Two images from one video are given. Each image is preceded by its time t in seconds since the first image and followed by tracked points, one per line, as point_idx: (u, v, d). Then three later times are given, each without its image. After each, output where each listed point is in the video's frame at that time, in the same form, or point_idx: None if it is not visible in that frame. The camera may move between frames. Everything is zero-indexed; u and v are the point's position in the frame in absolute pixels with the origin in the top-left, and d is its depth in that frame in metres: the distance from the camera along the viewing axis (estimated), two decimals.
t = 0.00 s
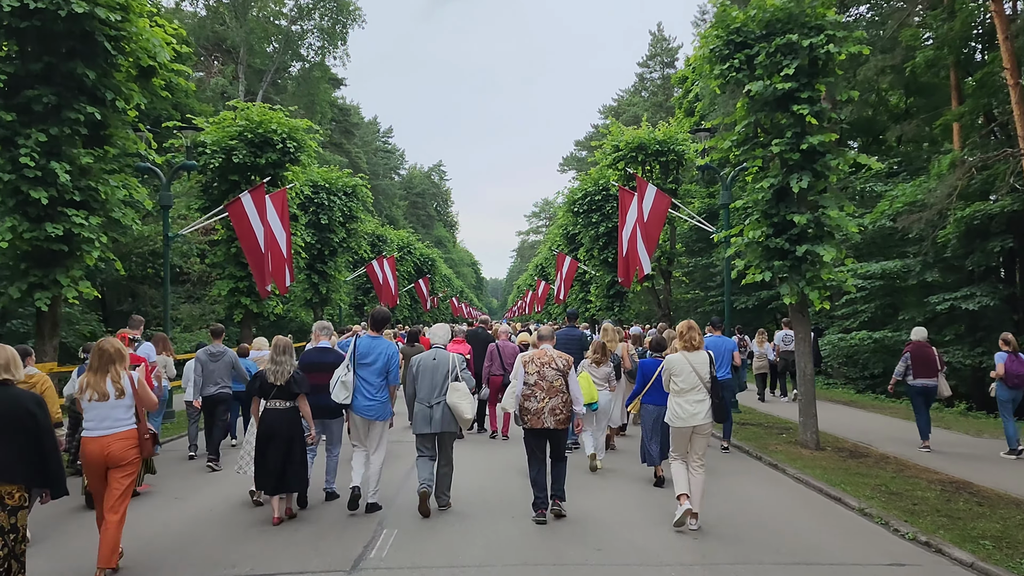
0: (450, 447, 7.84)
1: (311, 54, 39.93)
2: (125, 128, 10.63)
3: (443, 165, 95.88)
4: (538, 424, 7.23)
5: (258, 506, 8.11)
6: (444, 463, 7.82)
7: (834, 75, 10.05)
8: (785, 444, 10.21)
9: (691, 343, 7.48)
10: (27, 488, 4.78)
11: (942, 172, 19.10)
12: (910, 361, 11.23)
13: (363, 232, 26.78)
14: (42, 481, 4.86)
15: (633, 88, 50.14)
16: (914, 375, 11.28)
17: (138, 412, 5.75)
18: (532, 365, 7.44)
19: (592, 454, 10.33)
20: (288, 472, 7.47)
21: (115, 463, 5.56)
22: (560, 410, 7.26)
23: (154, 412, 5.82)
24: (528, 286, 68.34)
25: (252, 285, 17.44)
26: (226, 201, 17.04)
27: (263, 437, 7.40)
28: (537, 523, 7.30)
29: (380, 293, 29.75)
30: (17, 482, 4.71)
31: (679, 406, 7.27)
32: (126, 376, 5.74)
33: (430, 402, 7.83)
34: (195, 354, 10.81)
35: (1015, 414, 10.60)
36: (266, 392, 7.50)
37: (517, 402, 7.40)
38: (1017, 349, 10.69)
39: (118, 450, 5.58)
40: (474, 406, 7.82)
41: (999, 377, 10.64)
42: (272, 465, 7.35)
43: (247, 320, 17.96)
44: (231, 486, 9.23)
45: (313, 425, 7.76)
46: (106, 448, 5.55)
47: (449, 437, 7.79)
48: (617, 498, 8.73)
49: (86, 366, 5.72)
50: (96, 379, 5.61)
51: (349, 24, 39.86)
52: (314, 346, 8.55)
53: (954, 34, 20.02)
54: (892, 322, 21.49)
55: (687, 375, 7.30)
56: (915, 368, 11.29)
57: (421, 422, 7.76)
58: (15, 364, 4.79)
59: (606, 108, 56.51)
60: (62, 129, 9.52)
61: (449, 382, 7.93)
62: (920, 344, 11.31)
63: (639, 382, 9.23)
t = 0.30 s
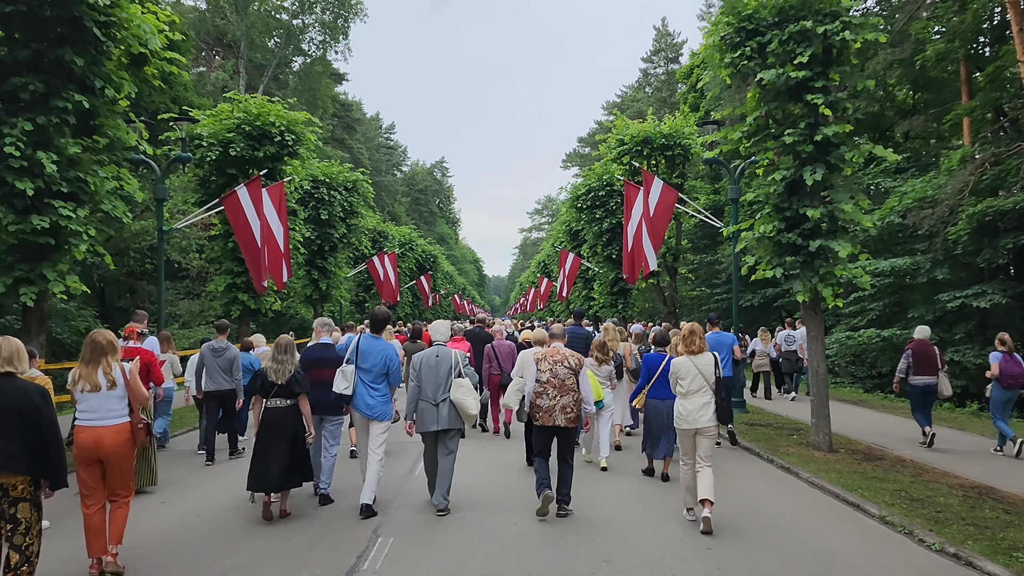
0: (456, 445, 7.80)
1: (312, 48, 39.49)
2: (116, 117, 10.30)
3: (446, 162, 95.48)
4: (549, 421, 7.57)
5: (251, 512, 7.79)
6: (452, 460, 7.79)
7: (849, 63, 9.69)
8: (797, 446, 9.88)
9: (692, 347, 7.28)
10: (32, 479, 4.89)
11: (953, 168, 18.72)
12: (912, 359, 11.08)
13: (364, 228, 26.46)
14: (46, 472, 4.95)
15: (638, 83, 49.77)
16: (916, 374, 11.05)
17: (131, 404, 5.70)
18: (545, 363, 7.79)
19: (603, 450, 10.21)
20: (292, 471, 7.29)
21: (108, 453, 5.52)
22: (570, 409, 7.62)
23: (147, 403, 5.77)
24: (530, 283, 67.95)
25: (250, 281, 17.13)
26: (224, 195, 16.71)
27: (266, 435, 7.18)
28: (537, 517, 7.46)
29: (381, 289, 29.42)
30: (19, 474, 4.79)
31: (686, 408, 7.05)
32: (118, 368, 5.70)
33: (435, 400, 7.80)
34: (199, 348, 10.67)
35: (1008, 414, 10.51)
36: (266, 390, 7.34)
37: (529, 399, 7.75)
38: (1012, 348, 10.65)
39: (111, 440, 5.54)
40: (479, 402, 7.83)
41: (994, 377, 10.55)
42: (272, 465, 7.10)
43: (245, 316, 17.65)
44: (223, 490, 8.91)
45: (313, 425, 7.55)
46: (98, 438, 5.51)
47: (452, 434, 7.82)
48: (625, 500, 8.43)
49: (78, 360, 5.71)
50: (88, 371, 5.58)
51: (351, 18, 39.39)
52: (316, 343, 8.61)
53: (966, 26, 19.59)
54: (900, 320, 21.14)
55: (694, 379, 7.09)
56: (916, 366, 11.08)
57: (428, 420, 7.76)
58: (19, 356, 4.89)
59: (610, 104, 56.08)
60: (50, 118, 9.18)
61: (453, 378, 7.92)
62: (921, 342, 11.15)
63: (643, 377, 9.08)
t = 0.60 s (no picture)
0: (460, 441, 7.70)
1: (315, 46, 39.20)
2: (110, 111, 10.04)
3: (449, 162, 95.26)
4: (553, 426, 7.30)
5: (245, 517, 7.53)
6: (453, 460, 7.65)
7: (864, 57, 9.40)
8: (808, 450, 9.59)
9: (701, 344, 7.23)
10: (39, 481, 4.89)
11: (964, 167, 18.43)
12: (914, 361, 11.01)
13: (365, 227, 26.22)
14: (52, 473, 4.94)
15: (642, 83, 49.50)
16: (918, 376, 11.00)
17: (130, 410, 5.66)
18: (547, 367, 7.54)
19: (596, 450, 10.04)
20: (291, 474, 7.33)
21: (107, 461, 5.50)
22: (575, 412, 7.33)
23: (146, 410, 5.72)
24: (534, 283, 67.65)
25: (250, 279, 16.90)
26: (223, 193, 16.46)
27: (263, 437, 7.28)
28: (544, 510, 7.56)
29: (383, 289, 29.17)
30: (27, 475, 4.80)
31: (694, 406, 7.01)
32: (118, 375, 5.65)
33: (437, 400, 7.60)
34: (209, 346, 10.94)
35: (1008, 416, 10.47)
36: (267, 392, 7.40)
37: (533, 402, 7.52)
38: (1012, 351, 10.56)
39: (110, 448, 5.51)
40: (480, 400, 7.71)
41: (994, 380, 10.48)
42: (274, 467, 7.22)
43: (244, 315, 17.42)
44: (218, 493, 8.65)
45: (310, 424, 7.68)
46: (98, 446, 5.47)
47: (455, 432, 7.66)
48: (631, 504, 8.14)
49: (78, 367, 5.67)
50: (88, 378, 5.54)
51: (354, 16, 39.10)
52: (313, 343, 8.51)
53: (979, 23, 19.27)
54: (909, 321, 20.84)
55: (700, 375, 7.06)
56: (919, 369, 11.01)
57: (430, 420, 7.54)
58: (25, 357, 4.89)
59: (614, 104, 55.85)
60: (40, 111, 8.91)
61: (453, 378, 7.73)
62: (924, 346, 11.06)
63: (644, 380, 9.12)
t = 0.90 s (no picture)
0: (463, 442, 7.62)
1: (319, 47, 38.96)
2: (105, 107, 9.80)
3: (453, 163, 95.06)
4: (554, 423, 7.13)
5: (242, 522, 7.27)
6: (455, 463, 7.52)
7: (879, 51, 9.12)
8: (821, 456, 9.31)
9: (719, 347, 7.29)
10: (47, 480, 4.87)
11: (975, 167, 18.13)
12: (912, 361, 11.02)
13: (368, 227, 25.99)
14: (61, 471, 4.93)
15: (647, 83, 49.19)
16: (917, 375, 11.01)
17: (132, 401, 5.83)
18: (548, 365, 7.36)
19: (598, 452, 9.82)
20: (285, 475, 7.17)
21: (110, 451, 5.66)
22: (576, 410, 7.18)
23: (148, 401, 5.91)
24: (538, 284, 67.30)
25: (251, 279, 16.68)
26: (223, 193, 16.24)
27: (263, 437, 7.17)
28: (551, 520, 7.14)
29: (386, 291, 28.93)
30: (36, 473, 4.80)
31: (711, 409, 7.08)
32: (121, 368, 5.80)
33: (442, 404, 7.45)
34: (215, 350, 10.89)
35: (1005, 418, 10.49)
36: (267, 391, 7.32)
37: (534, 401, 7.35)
38: (1009, 350, 10.61)
39: (113, 439, 5.66)
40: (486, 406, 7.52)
41: (991, 378, 10.49)
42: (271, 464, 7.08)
43: (244, 316, 17.19)
44: (212, 497, 8.41)
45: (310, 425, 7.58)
46: (100, 437, 5.63)
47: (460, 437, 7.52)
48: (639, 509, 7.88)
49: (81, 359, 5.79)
50: (91, 370, 5.67)
51: (358, 16, 38.86)
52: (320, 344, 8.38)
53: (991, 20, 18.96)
54: (919, 323, 20.54)
55: (716, 378, 7.11)
56: (918, 368, 11.03)
57: (432, 423, 7.41)
58: (35, 357, 4.90)
59: (619, 105, 55.54)
60: (32, 106, 8.68)
61: (460, 383, 7.58)
62: (923, 345, 11.07)
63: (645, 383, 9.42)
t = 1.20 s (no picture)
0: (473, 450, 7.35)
1: (325, 48, 38.72)
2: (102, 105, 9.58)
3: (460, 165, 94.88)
4: (570, 430, 6.99)
5: (241, 533, 6.98)
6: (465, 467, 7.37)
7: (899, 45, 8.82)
8: (839, 464, 9.00)
9: (734, 352, 7.07)
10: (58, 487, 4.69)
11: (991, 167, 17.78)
12: (919, 368, 10.82)
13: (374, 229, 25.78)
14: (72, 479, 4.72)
15: (655, 84, 48.87)
16: (924, 382, 10.77)
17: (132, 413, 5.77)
18: (566, 372, 7.15)
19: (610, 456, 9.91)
20: (293, 483, 7.05)
21: (111, 464, 5.60)
22: (592, 417, 7.00)
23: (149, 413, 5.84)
24: (545, 286, 67.00)
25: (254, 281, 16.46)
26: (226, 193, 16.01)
27: (268, 446, 7.01)
28: (559, 527, 6.86)
29: (392, 292, 28.70)
30: (46, 480, 4.61)
31: (725, 413, 6.88)
32: (121, 380, 5.75)
33: (452, 406, 7.34)
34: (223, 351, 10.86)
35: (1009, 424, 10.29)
36: (274, 397, 7.12)
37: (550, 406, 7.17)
38: (1014, 356, 10.41)
39: (114, 451, 5.60)
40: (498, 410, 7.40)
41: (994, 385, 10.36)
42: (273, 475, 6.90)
43: (248, 319, 16.97)
44: (209, 504, 8.15)
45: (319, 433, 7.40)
46: (101, 449, 5.57)
47: (469, 441, 7.34)
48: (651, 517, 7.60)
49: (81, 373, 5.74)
50: (92, 383, 5.61)
51: (364, 17, 38.62)
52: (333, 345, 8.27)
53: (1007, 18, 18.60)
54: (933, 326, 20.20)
55: (733, 384, 6.89)
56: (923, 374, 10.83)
57: (442, 426, 7.28)
58: (47, 361, 4.70)
59: (626, 106, 55.23)
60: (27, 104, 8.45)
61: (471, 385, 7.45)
62: (929, 351, 10.90)
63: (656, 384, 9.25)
